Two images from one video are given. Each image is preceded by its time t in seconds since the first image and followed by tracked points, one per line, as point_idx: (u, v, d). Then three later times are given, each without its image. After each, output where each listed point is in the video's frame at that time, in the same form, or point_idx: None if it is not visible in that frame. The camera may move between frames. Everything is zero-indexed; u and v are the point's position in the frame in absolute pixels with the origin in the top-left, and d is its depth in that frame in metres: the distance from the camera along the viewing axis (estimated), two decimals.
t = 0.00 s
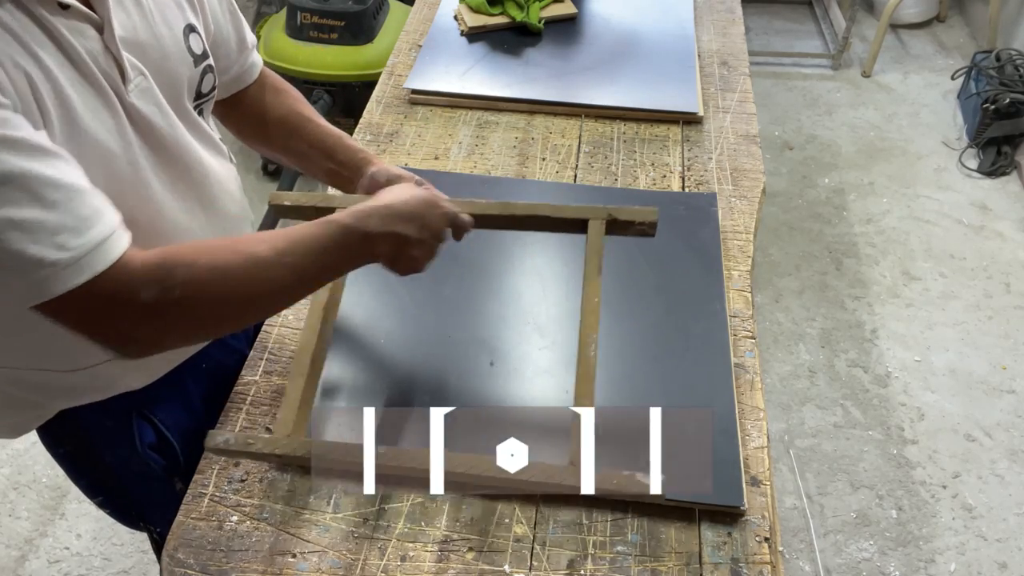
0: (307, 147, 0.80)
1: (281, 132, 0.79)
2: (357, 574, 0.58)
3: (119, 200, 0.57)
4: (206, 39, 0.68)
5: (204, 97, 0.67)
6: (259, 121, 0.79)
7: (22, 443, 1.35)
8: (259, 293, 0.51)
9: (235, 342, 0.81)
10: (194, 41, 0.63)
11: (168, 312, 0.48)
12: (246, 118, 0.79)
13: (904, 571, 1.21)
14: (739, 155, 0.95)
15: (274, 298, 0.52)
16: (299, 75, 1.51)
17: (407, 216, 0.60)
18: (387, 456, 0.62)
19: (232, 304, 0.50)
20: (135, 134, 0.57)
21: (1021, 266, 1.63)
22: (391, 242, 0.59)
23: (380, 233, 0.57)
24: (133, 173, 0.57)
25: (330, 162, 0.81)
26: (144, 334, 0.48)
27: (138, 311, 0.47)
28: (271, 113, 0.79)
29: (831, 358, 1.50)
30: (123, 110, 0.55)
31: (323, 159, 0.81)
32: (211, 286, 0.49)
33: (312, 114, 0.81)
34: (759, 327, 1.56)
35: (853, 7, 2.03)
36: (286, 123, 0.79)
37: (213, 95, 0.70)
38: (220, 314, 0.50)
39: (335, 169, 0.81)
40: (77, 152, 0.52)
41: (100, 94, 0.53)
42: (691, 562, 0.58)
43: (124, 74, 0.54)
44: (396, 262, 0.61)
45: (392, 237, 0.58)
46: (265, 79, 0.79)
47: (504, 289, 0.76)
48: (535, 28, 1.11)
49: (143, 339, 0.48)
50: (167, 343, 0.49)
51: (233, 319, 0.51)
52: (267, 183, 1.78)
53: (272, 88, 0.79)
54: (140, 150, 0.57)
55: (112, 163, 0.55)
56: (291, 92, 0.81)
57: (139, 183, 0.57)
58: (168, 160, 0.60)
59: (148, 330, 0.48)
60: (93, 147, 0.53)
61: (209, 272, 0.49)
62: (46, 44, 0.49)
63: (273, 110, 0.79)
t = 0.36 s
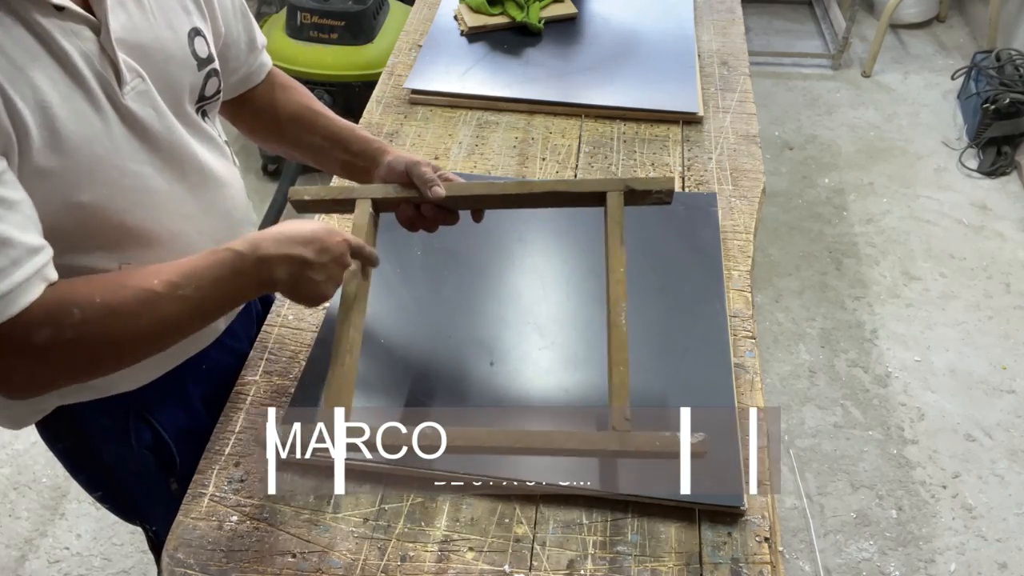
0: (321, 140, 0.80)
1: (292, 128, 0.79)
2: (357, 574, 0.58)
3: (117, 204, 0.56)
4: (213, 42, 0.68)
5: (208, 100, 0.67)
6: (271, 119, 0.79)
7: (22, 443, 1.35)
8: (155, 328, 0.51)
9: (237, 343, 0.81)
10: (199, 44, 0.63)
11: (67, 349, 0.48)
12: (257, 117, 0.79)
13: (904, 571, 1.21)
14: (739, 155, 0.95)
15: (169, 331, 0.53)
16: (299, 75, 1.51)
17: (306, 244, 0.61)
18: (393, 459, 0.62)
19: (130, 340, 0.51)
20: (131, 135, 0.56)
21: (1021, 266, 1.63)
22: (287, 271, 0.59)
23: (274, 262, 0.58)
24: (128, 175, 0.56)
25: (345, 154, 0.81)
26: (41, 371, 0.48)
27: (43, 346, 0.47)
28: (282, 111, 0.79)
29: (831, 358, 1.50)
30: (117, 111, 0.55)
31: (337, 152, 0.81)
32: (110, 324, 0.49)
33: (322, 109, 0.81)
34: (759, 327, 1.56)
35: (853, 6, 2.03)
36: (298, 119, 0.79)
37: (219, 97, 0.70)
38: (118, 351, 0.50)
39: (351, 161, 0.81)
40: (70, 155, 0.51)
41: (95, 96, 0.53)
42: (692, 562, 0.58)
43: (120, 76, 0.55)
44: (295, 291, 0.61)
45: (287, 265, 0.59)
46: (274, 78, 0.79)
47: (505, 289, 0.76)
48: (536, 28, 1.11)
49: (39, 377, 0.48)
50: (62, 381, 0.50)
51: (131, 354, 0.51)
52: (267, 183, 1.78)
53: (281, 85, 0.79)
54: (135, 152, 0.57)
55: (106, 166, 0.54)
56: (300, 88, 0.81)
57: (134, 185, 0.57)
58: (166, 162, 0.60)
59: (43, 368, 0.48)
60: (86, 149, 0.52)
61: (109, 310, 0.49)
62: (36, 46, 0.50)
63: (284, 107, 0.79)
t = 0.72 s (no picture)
0: (313, 109, 0.80)
1: (284, 100, 0.80)
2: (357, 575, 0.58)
3: (131, 200, 0.56)
4: (211, 35, 0.68)
5: (210, 94, 0.68)
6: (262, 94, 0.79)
7: (22, 443, 1.35)
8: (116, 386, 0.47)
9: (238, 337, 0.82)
10: (199, 37, 0.64)
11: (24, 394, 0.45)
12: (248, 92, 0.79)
13: (904, 571, 1.21)
14: (739, 155, 0.95)
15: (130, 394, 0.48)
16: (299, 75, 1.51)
17: (326, 326, 0.53)
18: (393, 459, 0.63)
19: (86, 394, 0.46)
20: (139, 129, 0.57)
21: (1021, 266, 1.63)
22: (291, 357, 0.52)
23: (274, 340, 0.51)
24: (140, 170, 0.56)
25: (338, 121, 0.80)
26: None
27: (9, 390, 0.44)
28: (273, 84, 0.79)
29: (831, 358, 1.50)
30: (125, 105, 0.56)
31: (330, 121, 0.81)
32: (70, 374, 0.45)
33: (312, 83, 0.81)
34: (759, 327, 1.56)
35: (853, 7, 2.03)
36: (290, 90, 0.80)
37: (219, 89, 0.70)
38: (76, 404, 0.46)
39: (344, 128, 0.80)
40: (82, 149, 0.52)
41: (101, 89, 0.54)
42: (692, 562, 0.58)
43: (127, 69, 0.55)
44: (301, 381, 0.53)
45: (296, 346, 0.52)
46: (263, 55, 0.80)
47: (505, 288, 0.76)
48: (535, 28, 1.11)
49: None
50: (18, 427, 0.46)
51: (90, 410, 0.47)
52: (267, 183, 1.78)
53: (272, 62, 0.80)
54: (144, 147, 0.57)
55: (116, 160, 0.54)
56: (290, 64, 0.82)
57: (146, 180, 0.57)
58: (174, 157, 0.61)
59: None
60: (96, 144, 0.53)
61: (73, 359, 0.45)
62: (42, 41, 0.51)
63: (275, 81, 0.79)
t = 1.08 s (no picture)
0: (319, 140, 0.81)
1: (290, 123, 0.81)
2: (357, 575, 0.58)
3: (137, 199, 0.57)
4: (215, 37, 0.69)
5: (213, 95, 0.68)
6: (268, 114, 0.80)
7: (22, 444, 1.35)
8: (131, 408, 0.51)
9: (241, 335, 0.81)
10: (203, 40, 0.64)
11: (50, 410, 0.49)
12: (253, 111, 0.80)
13: (904, 571, 1.21)
14: (739, 155, 0.95)
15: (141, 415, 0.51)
16: (299, 75, 1.51)
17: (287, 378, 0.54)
18: (393, 459, 0.63)
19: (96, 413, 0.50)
20: (144, 129, 0.57)
21: (1021, 266, 1.64)
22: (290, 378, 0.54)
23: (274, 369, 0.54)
24: (146, 169, 0.57)
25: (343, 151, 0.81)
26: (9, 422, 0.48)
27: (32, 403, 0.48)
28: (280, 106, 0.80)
29: (831, 358, 1.50)
30: (130, 106, 0.56)
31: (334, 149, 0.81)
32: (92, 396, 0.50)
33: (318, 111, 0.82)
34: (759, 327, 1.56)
35: (853, 7, 2.03)
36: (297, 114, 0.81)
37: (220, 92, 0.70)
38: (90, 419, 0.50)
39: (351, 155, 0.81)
40: (88, 150, 0.53)
41: (106, 89, 0.54)
42: (691, 562, 0.58)
43: (132, 71, 0.56)
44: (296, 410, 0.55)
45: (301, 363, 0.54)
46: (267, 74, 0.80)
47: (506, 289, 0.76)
48: (535, 28, 1.11)
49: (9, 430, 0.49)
50: None
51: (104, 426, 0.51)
52: (267, 183, 1.78)
53: (279, 86, 0.81)
54: (149, 147, 0.58)
55: (122, 160, 0.55)
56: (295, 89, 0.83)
57: (151, 179, 0.58)
58: (179, 155, 0.61)
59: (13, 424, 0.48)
60: (102, 144, 0.53)
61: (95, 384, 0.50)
62: (48, 41, 0.51)
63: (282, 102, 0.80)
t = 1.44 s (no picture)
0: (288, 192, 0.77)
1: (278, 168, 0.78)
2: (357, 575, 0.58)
3: (119, 211, 0.57)
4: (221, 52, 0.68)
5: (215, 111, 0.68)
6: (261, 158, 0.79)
7: (22, 443, 1.35)
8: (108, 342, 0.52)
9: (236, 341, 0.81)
10: (208, 56, 0.64)
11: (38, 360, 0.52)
12: (251, 154, 0.79)
13: (904, 571, 1.21)
14: (739, 155, 0.95)
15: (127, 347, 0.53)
16: (299, 75, 1.51)
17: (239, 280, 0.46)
18: (393, 459, 0.63)
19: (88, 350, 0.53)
20: (131, 143, 0.57)
21: (1021, 266, 1.64)
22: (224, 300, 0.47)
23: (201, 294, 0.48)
24: (130, 183, 0.57)
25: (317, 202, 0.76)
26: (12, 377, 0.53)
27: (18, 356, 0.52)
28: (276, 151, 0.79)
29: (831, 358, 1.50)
30: (117, 120, 0.56)
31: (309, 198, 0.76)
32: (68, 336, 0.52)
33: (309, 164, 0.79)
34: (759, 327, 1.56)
35: (853, 7, 2.04)
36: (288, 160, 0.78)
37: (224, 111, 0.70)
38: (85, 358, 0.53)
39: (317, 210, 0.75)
40: (71, 163, 0.53)
41: (94, 103, 0.55)
42: (691, 562, 0.58)
43: (121, 86, 0.56)
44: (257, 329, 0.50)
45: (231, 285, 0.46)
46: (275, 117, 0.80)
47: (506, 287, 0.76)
48: (536, 28, 1.11)
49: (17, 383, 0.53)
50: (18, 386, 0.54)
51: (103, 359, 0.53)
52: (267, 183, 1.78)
53: (280, 134, 0.80)
54: (136, 161, 0.58)
55: (105, 173, 0.55)
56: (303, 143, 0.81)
57: (135, 193, 0.58)
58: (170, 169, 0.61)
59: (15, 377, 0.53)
60: (86, 158, 0.54)
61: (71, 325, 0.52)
62: (38, 52, 0.52)
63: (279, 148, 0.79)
